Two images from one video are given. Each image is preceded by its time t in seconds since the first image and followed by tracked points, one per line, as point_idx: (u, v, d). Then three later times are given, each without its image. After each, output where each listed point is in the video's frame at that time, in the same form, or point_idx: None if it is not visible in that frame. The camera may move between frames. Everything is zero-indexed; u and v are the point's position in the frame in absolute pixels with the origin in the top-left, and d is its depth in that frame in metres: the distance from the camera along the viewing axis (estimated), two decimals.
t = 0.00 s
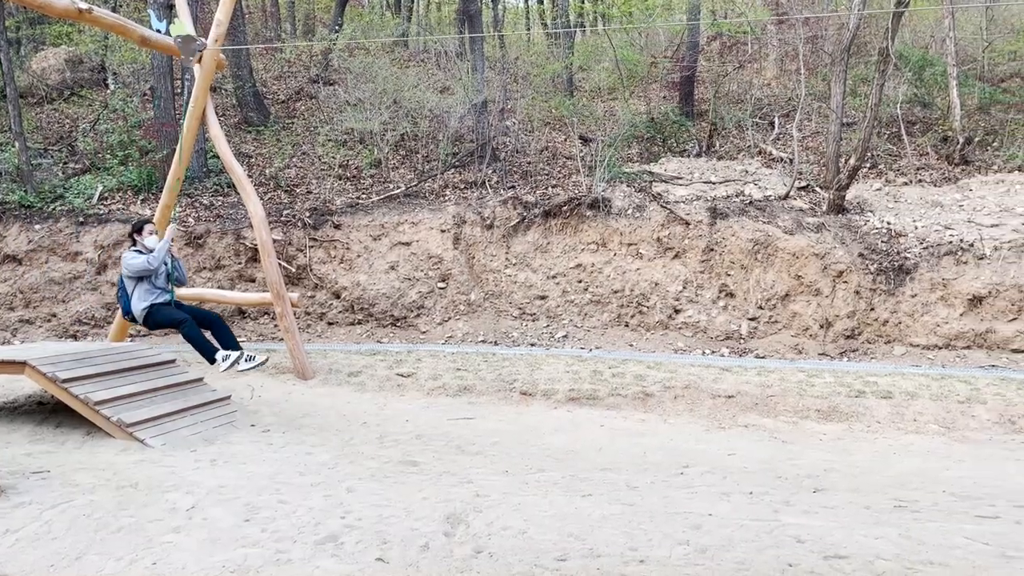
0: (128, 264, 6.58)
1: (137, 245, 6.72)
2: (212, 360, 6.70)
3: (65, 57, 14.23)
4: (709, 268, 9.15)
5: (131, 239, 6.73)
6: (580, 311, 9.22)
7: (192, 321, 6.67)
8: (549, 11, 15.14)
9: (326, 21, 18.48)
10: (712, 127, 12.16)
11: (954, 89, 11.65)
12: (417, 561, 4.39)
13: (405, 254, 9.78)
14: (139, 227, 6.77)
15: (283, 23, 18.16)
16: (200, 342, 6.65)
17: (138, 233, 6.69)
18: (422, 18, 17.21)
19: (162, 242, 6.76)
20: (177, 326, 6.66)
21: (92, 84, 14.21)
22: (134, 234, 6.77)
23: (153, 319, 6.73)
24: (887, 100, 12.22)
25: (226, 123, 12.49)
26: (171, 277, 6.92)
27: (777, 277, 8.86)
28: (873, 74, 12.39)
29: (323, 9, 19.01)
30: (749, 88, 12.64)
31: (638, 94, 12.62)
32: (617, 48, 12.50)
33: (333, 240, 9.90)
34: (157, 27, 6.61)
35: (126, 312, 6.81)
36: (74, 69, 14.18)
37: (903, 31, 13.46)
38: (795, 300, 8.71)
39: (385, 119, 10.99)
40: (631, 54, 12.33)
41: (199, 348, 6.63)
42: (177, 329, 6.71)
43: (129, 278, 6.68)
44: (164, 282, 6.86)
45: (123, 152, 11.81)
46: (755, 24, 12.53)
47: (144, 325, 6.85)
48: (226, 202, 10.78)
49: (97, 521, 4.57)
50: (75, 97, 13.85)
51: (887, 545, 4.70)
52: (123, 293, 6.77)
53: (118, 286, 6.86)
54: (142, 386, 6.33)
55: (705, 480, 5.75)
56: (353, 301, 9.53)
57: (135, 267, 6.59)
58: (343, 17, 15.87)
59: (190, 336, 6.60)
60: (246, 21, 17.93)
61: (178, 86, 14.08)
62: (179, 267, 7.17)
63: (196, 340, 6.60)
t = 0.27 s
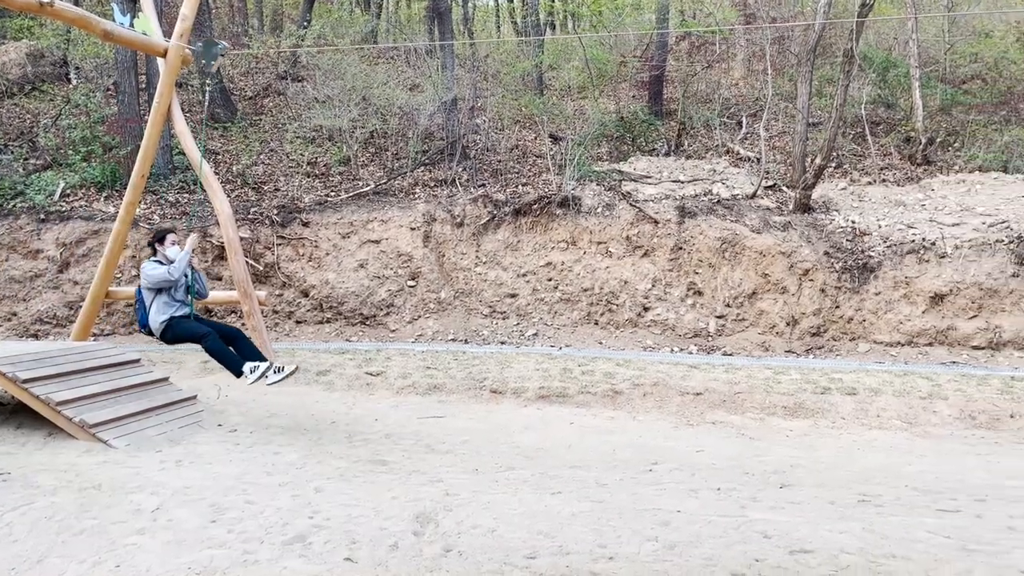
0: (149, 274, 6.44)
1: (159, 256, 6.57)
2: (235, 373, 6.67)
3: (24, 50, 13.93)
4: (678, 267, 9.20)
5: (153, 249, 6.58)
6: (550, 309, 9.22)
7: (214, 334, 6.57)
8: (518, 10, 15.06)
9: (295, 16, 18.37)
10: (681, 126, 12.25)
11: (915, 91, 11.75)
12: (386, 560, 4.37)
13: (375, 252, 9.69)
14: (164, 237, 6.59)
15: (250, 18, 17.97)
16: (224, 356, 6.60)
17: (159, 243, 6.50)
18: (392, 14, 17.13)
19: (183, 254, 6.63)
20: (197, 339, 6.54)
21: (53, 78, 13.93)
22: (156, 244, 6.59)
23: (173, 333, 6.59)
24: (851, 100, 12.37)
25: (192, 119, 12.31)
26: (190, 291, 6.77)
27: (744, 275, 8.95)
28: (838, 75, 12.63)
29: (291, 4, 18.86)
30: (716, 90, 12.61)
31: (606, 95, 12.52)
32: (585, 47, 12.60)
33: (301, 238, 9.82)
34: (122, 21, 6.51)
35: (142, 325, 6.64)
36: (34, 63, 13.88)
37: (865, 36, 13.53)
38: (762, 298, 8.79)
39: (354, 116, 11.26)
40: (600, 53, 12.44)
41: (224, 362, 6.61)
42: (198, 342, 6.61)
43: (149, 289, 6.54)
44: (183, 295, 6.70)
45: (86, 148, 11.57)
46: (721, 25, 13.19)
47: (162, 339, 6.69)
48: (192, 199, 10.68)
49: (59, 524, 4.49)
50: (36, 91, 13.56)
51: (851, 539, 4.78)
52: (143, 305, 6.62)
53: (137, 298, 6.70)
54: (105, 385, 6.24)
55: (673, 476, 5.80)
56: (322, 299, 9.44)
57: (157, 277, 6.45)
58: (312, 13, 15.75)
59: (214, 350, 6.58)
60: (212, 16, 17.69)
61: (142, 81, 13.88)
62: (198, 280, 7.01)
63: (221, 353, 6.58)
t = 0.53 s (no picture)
0: (168, 287, 5.51)
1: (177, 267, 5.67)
2: (269, 384, 5.46)
3: None
4: (635, 265, 9.28)
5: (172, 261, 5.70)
6: (509, 307, 9.22)
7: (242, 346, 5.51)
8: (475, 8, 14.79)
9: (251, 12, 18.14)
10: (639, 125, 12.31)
11: (868, 92, 12.13)
12: (343, 560, 4.34)
13: (332, 249, 9.63)
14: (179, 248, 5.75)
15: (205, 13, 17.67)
16: (255, 369, 5.44)
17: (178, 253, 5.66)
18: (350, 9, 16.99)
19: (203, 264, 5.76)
20: (225, 355, 5.49)
21: None
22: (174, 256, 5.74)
23: (198, 351, 5.63)
24: (805, 101, 12.54)
25: (144, 114, 12.04)
26: (212, 302, 5.81)
27: (701, 273, 9.04)
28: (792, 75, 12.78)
29: None
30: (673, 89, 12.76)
31: (565, 92, 12.60)
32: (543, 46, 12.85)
33: (256, 235, 9.73)
34: (68, 12, 6.33)
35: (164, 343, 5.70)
36: None
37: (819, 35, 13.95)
38: (718, 295, 8.89)
39: (311, 112, 10.88)
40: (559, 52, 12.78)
41: (255, 377, 5.44)
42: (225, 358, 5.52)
43: (166, 303, 5.57)
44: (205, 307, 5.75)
45: (32, 142, 11.20)
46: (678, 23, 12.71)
47: (186, 357, 5.75)
48: (145, 195, 10.51)
49: (3, 529, 4.37)
50: None
51: (804, 532, 4.88)
52: (160, 322, 5.65)
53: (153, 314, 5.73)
54: (54, 386, 6.07)
55: (631, 472, 5.84)
56: (277, 298, 9.36)
57: (177, 291, 5.53)
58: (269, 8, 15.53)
59: (247, 364, 5.42)
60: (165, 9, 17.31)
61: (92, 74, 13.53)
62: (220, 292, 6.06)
63: (252, 366, 5.41)
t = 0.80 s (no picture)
0: (192, 300, 5.23)
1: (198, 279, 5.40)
2: (309, 395, 5.18)
3: None
4: (584, 262, 9.32)
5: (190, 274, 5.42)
6: (458, 305, 9.22)
7: (277, 357, 5.23)
8: None
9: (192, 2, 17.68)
10: (587, 123, 12.28)
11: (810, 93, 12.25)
12: (288, 561, 4.30)
13: (277, 246, 9.53)
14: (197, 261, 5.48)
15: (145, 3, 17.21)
16: (293, 380, 5.14)
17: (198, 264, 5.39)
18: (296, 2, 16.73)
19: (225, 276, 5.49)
20: (260, 367, 5.19)
21: None
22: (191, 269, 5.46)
23: (228, 364, 5.33)
24: (749, 101, 12.58)
25: (80, 107, 11.66)
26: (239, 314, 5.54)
27: (648, 270, 9.12)
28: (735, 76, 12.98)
29: None
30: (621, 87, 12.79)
31: (514, 90, 12.75)
32: (492, 42, 12.98)
33: (198, 231, 9.60)
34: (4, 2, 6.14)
35: (189, 360, 5.36)
36: None
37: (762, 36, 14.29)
38: (664, 292, 9.00)
39: (255, 107, 11.10)
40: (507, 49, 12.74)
41: (295, 389, 5.15)
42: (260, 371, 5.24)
43: (190, 316, 5.27)
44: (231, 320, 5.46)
45: None
46: (625, 23, 12.76)
47: (214, 374, 5.42)
48: (81, 189, 10.24)
49: None
50: None
51: (747, 524, 5.00)
52: (184, 338, 5.33)
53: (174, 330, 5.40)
54: None
55: (579, 468, 5.89)
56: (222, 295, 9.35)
57: (201, 303, 5.25)
58: None
59: (284, 375, 5.13)
60: None
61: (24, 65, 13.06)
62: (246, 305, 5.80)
63: (289, 377, 5.12)
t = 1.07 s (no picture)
0: (224, 315, 5.10)
1: (228, 292, 5.26)
2: (351, 409, 5.09)
3: None
4: (523, 259, 9.33)
5: (219, 287, 5.28)
6: (396, 302, 9.21)
7: (316, 370, 5.13)
8: None
9: None
10: (525, 121, 12.30)
11: (743, 93, 12.46)
12: (221, 564, 4.26)
13: (210, 242, 9.38)
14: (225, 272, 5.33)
15: None
16: (335, 394, 5.07)
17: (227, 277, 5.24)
18: None
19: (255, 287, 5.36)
20: (298, 382, 5.11)
21: None
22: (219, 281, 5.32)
23: (263, 378, 5.24)
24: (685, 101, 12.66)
25: None
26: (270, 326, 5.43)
27: (586, 267, 9.15)
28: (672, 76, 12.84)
29: None
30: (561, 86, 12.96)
31: (453, 87, 12.70)
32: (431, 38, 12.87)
33: (127, 227, 9.35)
34: None
35: (223, 374, 5.27)
36: None
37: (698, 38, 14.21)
38: (602, 289, 9.03)
39: (187, 100, 10.90)
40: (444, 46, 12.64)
41: (338, 403, 5.07)
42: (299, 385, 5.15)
43: (222, 331, 5.16)
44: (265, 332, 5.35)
45: None
46: (563, 22, 13.16)
47: (249, 387, 5.34)
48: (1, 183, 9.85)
49: None
50: None
51: (681, 516, 5.18)
52: (217, 352, 5.23)
53: (204, 344, 5.29)
54: None
55: (517, 464, 5.93)
56: (151, 293, 9.06)
57: (235, 318, 5.13)
58: None
59: (327, 389, 5.04)
60: None
61: None
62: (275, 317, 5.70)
63: (331, 390, 5.04)
